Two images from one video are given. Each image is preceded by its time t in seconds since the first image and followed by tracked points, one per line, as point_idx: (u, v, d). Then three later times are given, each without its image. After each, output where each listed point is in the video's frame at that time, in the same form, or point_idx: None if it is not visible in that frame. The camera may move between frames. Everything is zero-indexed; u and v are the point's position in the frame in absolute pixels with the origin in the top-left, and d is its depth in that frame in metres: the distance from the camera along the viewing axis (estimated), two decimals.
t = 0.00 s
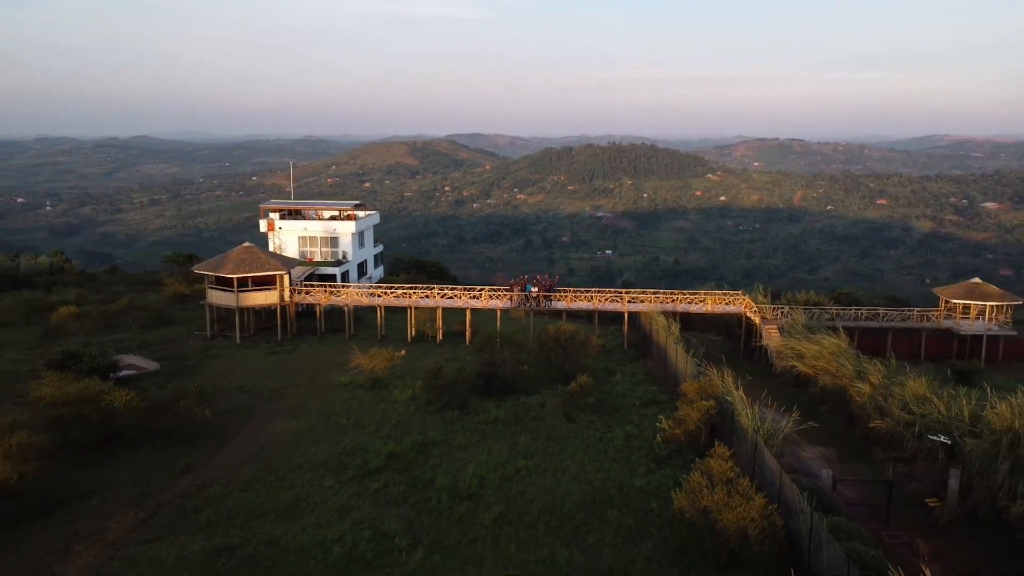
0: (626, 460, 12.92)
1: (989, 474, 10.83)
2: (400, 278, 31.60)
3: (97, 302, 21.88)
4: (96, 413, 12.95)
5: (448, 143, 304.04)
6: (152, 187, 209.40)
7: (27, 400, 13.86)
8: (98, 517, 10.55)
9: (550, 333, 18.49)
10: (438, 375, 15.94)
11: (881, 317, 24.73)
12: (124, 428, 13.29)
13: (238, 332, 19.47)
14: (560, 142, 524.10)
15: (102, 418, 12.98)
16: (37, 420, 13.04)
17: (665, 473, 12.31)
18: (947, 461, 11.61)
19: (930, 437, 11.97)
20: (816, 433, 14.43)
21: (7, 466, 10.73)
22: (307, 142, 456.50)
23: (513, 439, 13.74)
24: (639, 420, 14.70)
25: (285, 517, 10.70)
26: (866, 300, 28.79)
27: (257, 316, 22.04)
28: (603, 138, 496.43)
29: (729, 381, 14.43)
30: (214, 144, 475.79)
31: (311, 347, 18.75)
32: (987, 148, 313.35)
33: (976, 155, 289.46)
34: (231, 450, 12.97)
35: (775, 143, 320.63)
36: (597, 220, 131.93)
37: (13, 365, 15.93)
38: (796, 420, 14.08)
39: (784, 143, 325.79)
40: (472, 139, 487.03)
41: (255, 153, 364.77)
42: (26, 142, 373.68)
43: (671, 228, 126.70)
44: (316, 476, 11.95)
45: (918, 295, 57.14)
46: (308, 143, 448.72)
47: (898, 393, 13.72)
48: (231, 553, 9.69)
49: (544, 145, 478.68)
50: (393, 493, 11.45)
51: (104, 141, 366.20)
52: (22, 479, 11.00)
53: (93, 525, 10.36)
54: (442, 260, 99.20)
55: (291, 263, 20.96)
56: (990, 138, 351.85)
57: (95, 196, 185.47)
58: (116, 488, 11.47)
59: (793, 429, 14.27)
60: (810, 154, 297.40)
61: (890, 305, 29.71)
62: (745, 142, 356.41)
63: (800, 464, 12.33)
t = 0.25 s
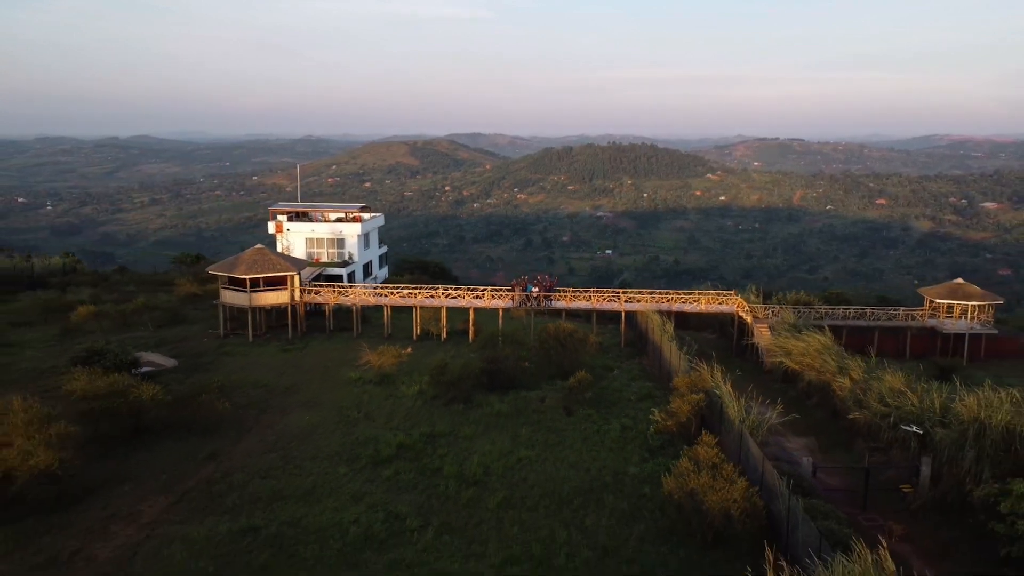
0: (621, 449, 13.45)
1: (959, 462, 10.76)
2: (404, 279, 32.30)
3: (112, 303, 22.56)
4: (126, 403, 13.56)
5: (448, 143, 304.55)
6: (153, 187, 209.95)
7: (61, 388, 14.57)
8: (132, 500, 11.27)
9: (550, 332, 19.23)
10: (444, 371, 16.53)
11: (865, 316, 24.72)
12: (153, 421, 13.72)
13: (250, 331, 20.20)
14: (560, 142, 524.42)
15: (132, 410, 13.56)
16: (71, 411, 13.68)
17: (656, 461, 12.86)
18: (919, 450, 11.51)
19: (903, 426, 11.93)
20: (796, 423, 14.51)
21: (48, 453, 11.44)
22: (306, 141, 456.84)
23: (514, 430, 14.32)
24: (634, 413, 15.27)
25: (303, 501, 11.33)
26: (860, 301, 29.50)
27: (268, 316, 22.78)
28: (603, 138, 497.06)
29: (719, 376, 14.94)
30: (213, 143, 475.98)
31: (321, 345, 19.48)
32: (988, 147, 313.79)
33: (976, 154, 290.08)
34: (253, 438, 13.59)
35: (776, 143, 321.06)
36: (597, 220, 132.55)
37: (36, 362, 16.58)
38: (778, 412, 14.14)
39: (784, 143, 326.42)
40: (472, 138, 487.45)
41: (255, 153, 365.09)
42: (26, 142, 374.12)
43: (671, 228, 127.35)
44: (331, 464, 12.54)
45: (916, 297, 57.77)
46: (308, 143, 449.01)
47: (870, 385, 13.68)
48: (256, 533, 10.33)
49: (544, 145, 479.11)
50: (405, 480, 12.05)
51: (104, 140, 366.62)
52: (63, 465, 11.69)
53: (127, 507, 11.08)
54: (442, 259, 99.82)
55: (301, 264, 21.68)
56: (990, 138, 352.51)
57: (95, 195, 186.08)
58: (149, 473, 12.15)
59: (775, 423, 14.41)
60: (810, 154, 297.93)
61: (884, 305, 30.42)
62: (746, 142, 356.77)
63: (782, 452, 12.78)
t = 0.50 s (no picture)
0: (616, 439, 13.76)
1: (926, 448, 11.11)
2: (410, 279, 33.12)
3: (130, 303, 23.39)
4: (159, 395, 13.54)
5: (449, 142, 305.46)
6: (154, 187, 210.72)
7: (89, 387, 14.65)
8: (165, 484, 11.39)
9: (550, 330, 20.05)
10: (453, 367, 17.33)
11: (849, 314, 24.08)
12: (179, 412, 13.60)
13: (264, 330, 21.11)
14: (560, 142, 524.33)
15: (166, 401, 13.53)
16: (101, 402, 13.67)
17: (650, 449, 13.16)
18: (890, 438, 11.80)
19: (877, 417, 12.13)
20: (780, 416, 14.33)
21: (89, 440, 11.44)
22: (306, 141, 457.64)
23: (516, 423, 14.65)
24: (629, 407, 15.65)
25: (320, 485, 11.60)
26: (854, 300, 30.35)
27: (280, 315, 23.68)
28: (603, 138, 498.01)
29: (707, 372, 15.34)
30: (213, 143, 476.56)
31: (331, 343, 20.38)
32: (987, 147, 314.86)
33: (976, 154, 291.11)
34: (272, 429, 13.74)
35: (776, 143, 321.96)
36: (597, 220, 133.40)
37: (63, 359, 17.45)
38: (762, 404, 14.07)
39: (784, 143, 327.46)
40: (472, 137, 488.21)
41: (255, 153, 365.78)
42: (26, 142, 375.05)
43: (671, 227, 128.20)
44: (344, 452, 12.88)
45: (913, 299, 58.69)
46: (308, 143, 449.77)
47: (849, 378, 13.87)
48: (278, 513, 10.63)
49: (544, 144, 479.98)
50: (415, 467, 12.31)
51: (104, 140, 367.34)
52: (104, 451, 11.68)
53: (160, 491, 11.23)
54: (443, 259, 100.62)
55: (312, 266, 22.60)
56: (989, 138, 353.57)
57: (96, 195, 186.81)
58: (178, 459, 12.24)
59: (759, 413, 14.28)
60: (810, 154, 298.95)
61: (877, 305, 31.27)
62: (745, 142, 357.44)
63: (768, 439, 13.08)
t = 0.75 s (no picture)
0: (613, 431, 14.50)
1: (902, 440, 11.84)
2: (414, 279, 33.87)
3: (143, 303, 24.12)
4: (182, 391, 14.24)
5: (450, 142, 306.09)
6: (155, 187, 211.34)
7: (111, 383, 15.35)
8: (189, 473, 12.12)
9: (551, 329, 20.81)
10: (458, 364, 18.10)
11: (837, 313, 23.47)
12: (198, 407, 14.27)
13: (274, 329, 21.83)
14: (559, 142, 524.89)
15: (187, 396, 14.22)
16: (124, 397, 14.37)
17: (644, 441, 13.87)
18: (870, 430, 12.49)
19: (856, 411, 12.89)
20: (767, 410, 15.00)
21: (120, 431, 12.16)
22: (306, 141, 458.13)
23: (518, 417, 15.37)
24: (625, 403, 16.38)
25: (336, 474, 12.36)
26: (849, 300, 31.09)
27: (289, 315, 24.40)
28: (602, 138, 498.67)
29: (699, 368, 16.07)
30: (212, 143, 476.72)
31: (339, 341, 21.10)
32: (987, 147, 315.66)
33: (975, 154, 291.79)
34: (286, 422, 14.44)
35: (776, 143, 322.62)
36: (597, 220, 134.07)
37: (83, 357, 18.18)
38: (751, 398, 14.80)
39: (784, 143, 328.13)
40: (472, 137, 488.58)
41: (255, 153, 366.25)
42: (26, 142, 375.46)
43: (671, 227, 128.87)
44: (356, 444, 13.64)
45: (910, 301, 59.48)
46: (308, 143, 450.23)
47: (833, 374, 14.58)
48: (298, 500, 11.38)
49: (544, 144, 480.53)
50: (424, 458, 13.07)
51: (104, 140, 367.74)
52: (132, 442, 12.39)
53: (185, 479, 11.97)
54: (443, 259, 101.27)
55: (320, 267, 23.34)
56: (989, 138, 354.28)
57: (97, 195, 187.38)
58: (200, 450, 12.97)
59: (747, 407, 14.96)
60: (810, 154, 299.62)
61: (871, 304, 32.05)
62: (745, 142, 357.98)
63: (756, 431, 13.81)
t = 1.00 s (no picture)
0: (610, 423, 15.28)
1: (881, 432, 12.56)
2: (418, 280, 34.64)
3: (156, 303, 24.86)
4: (202, 386, 15.01)
5: (450, 142, 306.76)
6: (156, 187, 212.09)
7: (133, 379, 16.10)
8: (211, 463, 12.89)
9: (552, 328, 21.59)
10: (463, 361, 18.87)
11: (827, 313, 23.45)
12: (216, 403, 15.03)
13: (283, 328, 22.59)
14: (559, 142, 525.55)
15: (207, 391, 14.98)
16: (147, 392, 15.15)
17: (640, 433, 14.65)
18: (851, 423, 13.24)
19: (838, 405, 13.66)
20: (756, 405, 15.75)
21: (147, 423, 12.95)
22: (306, 141, 458.81)
23: (520, 411, 16.17)
24: (620, 398, 17.16)
25: (349, 465, 13.13)
26: (846, 301, 31.81)
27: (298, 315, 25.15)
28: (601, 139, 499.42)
29: (693, 365, 16.83)
30: (209, 143, 475.78)
31: (347, 340, 21.83)
32: (987, 147, 316.65)
33: (975, 154, 292.43)
34: (300, 416, 15.20)
35: (776, 143, 323.55)
36: (597, 220, 134.76)
37: (101, 355, 18.93)
38: (740, 393, 15.58)
39: (784, 143, 328.73)
40: (472, 137, 489.40)
41: (255, 153, 366.84)
42: (25, 142, 375.82)
43: (671, 227, 129.61)
44: (367, 436, 14.43)
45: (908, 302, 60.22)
46: (308, 143, 450.63)
47: (818, 370, 15.35)
48: (315, 487, 12.17)
49: (544, 145, 481.13)
50: (432, 449, 13.84)
51: (104, 140, 368.10)
52: (157, 435, 13.18)
53: (208, 469, 12.76)
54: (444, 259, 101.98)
55: (328, 268, 24.08)
56: (989, 138, 355.04)
57: (97, 195, 188.04)
58: (221, 442, 13.73)
59: (737, 401, 15.72)
60: (810, 154, 300.45)
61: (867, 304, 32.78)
62: (745, 142, 358.68)
63: (745, 423, 14.57)
